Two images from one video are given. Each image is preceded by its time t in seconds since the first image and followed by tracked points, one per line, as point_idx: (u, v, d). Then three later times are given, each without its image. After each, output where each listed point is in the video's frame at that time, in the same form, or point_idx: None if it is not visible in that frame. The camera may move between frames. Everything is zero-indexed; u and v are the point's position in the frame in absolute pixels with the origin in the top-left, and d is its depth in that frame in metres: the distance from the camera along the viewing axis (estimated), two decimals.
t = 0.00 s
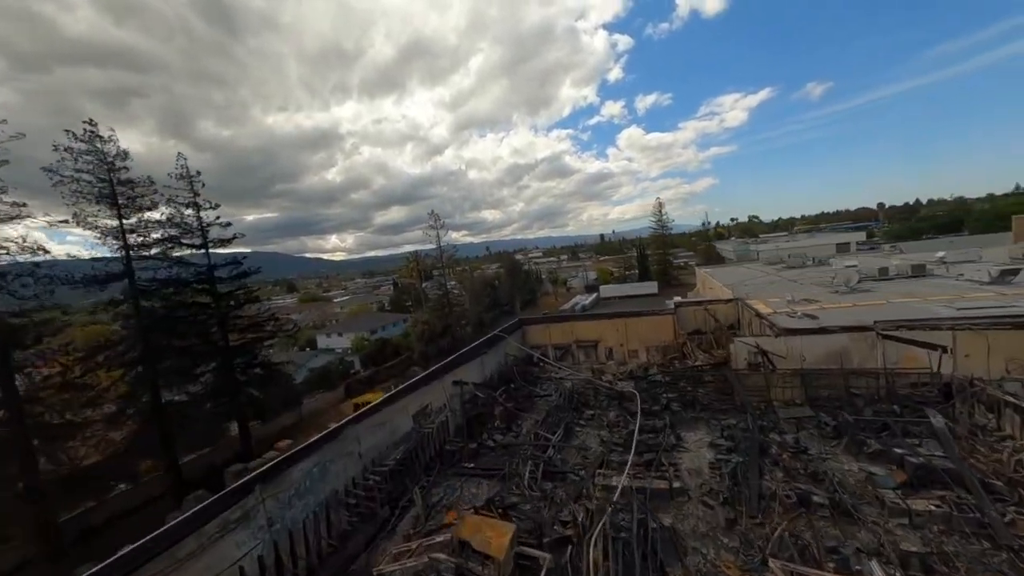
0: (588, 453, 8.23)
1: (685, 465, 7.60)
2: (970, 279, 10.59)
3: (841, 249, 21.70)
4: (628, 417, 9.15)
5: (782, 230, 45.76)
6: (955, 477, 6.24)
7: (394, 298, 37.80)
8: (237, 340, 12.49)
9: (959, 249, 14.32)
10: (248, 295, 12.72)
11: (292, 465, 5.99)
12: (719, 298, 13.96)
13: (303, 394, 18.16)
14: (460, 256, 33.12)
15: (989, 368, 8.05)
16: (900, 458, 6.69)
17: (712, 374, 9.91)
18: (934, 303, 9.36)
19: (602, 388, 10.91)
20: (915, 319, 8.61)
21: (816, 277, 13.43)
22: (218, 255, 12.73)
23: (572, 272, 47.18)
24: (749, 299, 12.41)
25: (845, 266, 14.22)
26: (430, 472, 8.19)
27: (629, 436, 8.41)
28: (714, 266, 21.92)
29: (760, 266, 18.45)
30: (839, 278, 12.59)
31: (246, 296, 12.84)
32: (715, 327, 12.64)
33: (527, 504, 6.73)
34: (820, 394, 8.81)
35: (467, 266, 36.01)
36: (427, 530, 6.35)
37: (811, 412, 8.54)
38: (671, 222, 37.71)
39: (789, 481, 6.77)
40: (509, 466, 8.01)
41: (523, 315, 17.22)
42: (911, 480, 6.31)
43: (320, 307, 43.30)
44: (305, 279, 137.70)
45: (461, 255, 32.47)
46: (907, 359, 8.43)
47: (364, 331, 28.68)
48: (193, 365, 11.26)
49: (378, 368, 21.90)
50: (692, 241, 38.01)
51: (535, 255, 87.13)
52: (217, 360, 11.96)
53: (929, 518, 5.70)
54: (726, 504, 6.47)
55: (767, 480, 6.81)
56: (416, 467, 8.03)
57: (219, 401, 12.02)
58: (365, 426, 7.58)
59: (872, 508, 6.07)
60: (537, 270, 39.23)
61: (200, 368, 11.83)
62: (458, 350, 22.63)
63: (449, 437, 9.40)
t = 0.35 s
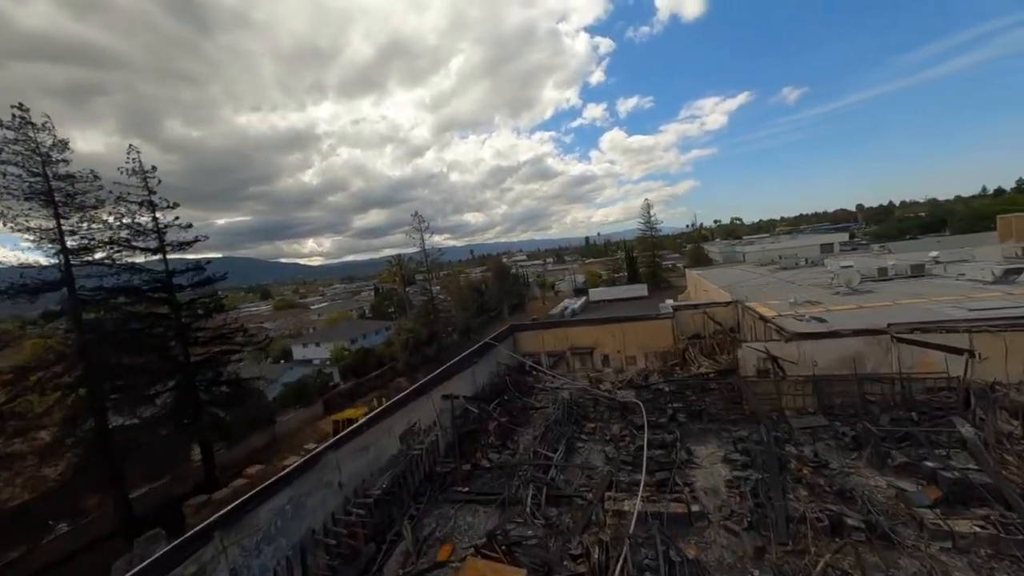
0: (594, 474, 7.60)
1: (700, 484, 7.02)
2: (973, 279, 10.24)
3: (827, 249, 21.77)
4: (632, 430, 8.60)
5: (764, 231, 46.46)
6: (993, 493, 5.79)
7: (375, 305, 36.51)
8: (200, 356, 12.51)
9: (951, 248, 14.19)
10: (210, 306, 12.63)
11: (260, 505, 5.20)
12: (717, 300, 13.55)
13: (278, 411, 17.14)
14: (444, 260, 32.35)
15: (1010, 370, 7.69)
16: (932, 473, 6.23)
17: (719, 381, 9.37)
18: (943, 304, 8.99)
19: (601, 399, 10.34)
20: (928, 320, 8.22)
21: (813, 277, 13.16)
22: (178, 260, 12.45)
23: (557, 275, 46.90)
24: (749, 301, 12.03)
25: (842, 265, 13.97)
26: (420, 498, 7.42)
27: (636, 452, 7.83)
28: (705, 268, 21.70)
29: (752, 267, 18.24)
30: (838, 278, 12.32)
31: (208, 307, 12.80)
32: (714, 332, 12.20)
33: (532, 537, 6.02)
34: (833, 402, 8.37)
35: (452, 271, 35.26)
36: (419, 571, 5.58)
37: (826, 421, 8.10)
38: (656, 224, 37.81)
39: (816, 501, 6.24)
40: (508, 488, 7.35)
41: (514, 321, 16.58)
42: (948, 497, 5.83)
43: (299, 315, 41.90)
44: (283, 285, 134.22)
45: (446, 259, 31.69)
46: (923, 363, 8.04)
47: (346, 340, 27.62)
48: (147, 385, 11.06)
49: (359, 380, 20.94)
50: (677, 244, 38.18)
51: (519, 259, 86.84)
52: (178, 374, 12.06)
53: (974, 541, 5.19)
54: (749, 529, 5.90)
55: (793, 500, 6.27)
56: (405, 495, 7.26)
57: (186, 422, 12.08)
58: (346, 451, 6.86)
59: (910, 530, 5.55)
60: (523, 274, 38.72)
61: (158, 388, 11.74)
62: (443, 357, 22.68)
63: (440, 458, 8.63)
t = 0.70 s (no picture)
0: (602, 499, 6.93)
1: (720, 508, 6.43)
2: (973, 279, 9.92)
3: (813, 250, 21.83)
4: (638, 448, 7.99)
5: (744, 233, 47.17)
6: None
7: (354, 312, 35.25)
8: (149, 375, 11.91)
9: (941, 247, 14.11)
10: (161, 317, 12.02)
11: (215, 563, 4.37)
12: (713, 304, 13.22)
13: (244, 432, 16.10)
14: (426, 264, 31.39)
15: None
16: (970, 490, 5.76)
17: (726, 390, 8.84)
18: (951, 305, 8.65)
19: (601, 414, 9.72)
20: (942, 323, 7.87)
21: (809, 278, 12.93)
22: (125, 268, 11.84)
23: (542, 279, 46.41)
24: (748, 305, 11.68)
25: (837, 265, 13.76)
26: (409, 533, 6.56)
27: (646, 473, 7.21)
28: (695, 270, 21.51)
29: (743, 268, 18.06)
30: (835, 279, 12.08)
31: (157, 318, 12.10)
32: (712, 337, 11.81)
33: None
34: (849, 411, 7.89)
35: (434, 276, 34.32)
36: None
37: (842, 431, 7.64)
38: (640, 226, 37.70)
39: (851, 525, 5.69)
40: (509, 519, 6.57)
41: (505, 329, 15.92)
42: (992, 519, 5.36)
43: (273, 323, 40.18)
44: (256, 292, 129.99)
45: (429, 263, 30.72)
46: (942, 369, 7.65)
47: (323, 350, 26.36)
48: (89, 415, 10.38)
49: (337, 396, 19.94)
50: (661, 246, 38.20)
51: (501, 262, 86.17)
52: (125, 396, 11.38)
53: None
54: (784, 561, 5.30)
55: (827, 526, 5.71)
56: (392, 532, 6.43)
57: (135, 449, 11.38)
58: (322, 486, 6.06)
59: (959, 558, 5.03)
60: (507, 278, 38.03)
61: (101, 413, 11.01)
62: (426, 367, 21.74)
63: (430, 485, 7.82)
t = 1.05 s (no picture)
0: (612, 524, 6.35)
1: (740, 532, 5.93)
2: (972, 279, 9.70)
3: (798, 251, 21.96)
4: (646, 466, 7.45)
5: (725, 236, 47.88)
6: None
7: (331, 320, 34.00)
8: (92, 401, 11.54)
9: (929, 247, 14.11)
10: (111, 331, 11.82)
11: None
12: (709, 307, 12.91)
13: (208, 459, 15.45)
14: (408, 269, 30.48)
15: None
16: (1008, 508, 5.35)
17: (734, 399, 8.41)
18: (956, 307, 8.39)
19: (602, 428, 9.16)
20: (956, 325, 7.54)
21: (804, 280, 12.72)
22: (62, 278, 11.28)
23: (526, 283, 46.01)
24: (747, 308, 11.36)
25: (830, 266, 13.63)
26: (399, 573, 5.81)
27: (659, 495, 6.67)
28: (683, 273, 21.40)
29: (733, 270, 17.94)
30: (832, 280, 11.87)
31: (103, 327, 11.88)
32: (710, 342, 11.44)
33: None
34: (864, 420, 7.53)
35: (416, 281, 33.43)
36: None
37: (859, 442, 7.25)
38: (624, 228, 37.69)
39: (887, 551, 5.23)
40: (511, 552, 5.87)
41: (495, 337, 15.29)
42: None
43: (246, 332, 38.49)
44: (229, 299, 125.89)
45: (411, 267, 29.83)
46: (960, 375, 7.31)
47: (299, 361, 25.14)
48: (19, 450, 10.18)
49: (312, 414, 19.31)
50: (645, 249, 38.26)
51: (486, 266, 85.87)
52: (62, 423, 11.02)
53: None
54: None
55: (862, 552, 5.23)
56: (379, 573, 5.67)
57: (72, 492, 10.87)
58: (298, 525, 5.29)
59: None
60: (492, 281, 37.40)
61: (35, 445, 10.72)
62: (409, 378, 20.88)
63: (421, 514, 7.11)
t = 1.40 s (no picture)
0: (626, 556, 5.73)
1: (767, 561, 5.40)
2: (970, 280, 9.54)
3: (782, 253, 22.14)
4: (657, 488, 6.87)
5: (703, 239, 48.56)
6: None
7: (305, 330, 32.58)
8: (14, 430, 9.95)
9: (915, 248, 14.15)
10: (46, 344, 10.71)
11: None
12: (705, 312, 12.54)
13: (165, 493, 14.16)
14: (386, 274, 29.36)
15: None
16: None
17: (744, 409, 7.93)
18: (963, 309, 8.15)
19: (604, 444, 8.55)
20: (969, 328, 7.25)
21: (797, 282, 12.53)
22: None
23: (507, 287, 45.45)
24: (745, 312, 11.03)
25: (820, 267, 13.51)
26: None
27: (676, 521, 6.09)
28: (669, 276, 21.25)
29: (720, 273, 17.81)
30: (827, 282, 11.67)
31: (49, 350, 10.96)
32: (709, 348, 11.04)
33: None
34: (880, 430, 7.14)
35: (395, 287, 32.31)
36: None
37: (877, 453, 6.85)
38: (607, 231, 37.55)
39: None
40: None
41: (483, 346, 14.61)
42: None
43: (211, 343, 36.41)
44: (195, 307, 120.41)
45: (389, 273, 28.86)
46: (976, 380, 6.99)
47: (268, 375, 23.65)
48: None
49: (283, 434, 18.25)
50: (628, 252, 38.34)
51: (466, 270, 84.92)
52: None
53: None
54: None
55: None
56: None
57: None
58: None
59: None
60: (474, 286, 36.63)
61: None
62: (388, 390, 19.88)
63: (409, 551, 6.34)
